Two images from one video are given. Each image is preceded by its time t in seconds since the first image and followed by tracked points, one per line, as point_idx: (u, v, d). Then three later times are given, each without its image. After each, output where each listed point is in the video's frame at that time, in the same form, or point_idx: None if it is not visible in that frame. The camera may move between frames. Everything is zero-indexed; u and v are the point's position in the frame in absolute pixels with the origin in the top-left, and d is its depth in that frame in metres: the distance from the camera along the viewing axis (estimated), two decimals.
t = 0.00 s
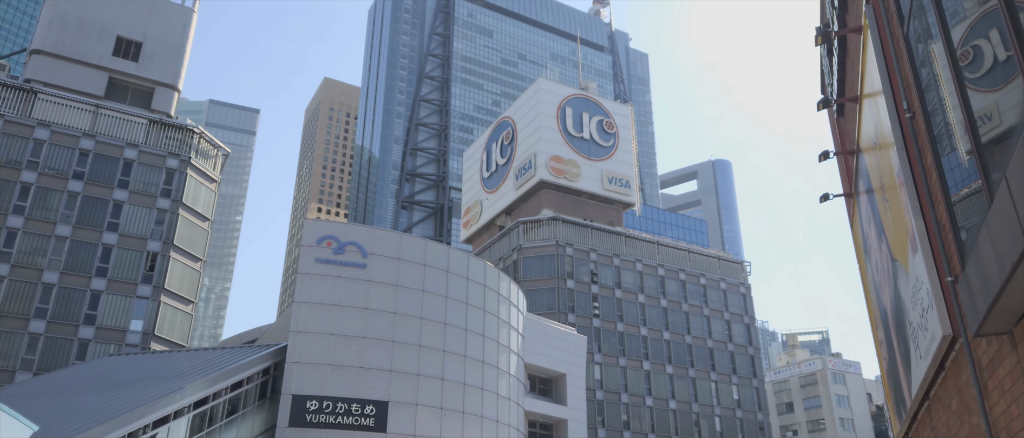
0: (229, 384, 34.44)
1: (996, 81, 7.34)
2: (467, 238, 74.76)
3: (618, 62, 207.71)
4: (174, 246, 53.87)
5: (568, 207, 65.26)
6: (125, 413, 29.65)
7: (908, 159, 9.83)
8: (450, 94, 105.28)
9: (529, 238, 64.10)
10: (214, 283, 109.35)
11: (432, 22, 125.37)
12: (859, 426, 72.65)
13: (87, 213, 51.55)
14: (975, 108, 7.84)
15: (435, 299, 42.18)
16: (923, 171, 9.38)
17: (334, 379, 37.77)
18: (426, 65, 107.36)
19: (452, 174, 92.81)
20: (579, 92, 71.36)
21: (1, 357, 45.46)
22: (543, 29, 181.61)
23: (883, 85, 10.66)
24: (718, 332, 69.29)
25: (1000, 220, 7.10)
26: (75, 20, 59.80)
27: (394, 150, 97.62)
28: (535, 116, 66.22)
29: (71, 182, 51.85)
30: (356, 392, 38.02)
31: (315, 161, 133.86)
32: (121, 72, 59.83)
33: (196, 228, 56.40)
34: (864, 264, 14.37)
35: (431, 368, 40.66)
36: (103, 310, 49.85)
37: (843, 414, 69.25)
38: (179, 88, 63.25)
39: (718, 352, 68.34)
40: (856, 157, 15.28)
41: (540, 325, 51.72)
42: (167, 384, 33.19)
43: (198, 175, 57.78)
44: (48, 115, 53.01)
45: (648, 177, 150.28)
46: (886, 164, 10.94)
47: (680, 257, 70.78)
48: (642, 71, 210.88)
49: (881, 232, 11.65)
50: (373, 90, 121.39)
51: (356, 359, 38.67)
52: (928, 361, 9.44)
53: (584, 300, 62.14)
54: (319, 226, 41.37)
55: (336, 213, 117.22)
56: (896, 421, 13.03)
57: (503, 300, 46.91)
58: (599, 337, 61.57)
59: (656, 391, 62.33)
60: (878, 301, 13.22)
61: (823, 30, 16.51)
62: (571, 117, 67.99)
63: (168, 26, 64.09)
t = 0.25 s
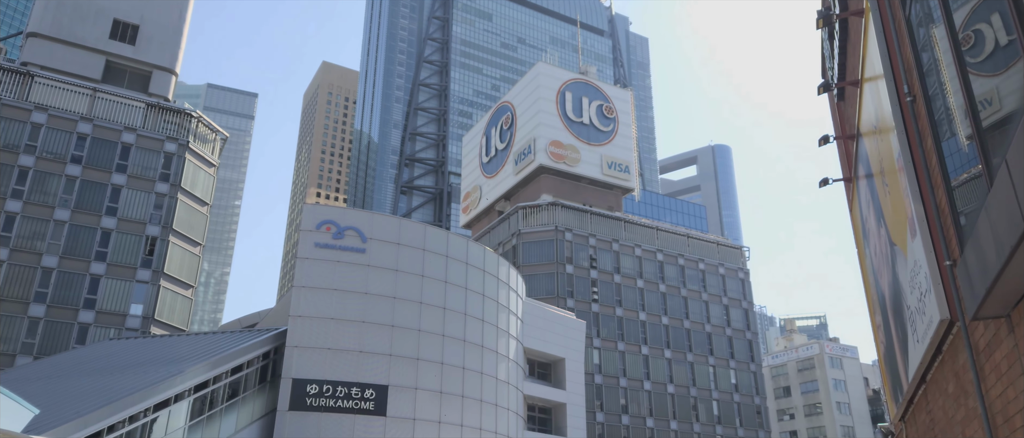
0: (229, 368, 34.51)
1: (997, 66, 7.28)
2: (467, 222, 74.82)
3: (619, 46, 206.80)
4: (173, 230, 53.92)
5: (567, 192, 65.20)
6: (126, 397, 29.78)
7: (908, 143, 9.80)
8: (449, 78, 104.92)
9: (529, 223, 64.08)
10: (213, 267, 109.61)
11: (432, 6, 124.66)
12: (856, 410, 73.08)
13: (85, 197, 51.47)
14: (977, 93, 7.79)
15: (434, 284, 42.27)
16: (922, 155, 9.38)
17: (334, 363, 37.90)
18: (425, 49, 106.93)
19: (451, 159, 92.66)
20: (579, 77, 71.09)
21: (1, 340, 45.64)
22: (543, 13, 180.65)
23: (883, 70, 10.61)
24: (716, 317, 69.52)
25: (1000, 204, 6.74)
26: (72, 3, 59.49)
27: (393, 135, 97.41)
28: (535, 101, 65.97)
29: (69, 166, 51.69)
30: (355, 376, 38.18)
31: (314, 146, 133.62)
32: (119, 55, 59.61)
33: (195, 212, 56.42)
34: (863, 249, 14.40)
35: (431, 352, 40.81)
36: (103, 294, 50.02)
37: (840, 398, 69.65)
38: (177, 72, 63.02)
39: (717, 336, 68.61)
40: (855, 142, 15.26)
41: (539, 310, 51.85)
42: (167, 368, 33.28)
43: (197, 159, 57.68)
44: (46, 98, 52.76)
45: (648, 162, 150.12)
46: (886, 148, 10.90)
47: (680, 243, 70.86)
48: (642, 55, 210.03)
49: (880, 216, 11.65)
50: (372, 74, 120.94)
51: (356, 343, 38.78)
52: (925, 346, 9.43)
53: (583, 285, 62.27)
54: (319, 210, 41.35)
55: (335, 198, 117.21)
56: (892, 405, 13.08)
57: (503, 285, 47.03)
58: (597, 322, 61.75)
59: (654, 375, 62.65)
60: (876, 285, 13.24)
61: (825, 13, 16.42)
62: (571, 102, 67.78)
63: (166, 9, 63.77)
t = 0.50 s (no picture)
0: (228, 350, 34.62)
1: (998, 49, 7.21)
2: (465, 205, 74.87)
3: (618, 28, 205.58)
4: (171, 212, 53.94)
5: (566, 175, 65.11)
6: (126, 378, 29.93)
7: (908, 125, 9.76)
8: (447, 60, 104.37)
9: (528, 206, 64.01)
10: (212, 249, 109.72)
11: None
12: (852, 393, 73.53)
13: (82, 179, 51.33)
14: (978, 76, 7.72)
15: (433, 267, 42.34)
16: (922, 137, 9.35)
17: (333, 346, 38.03)
18: (423, 31, 106.29)
19: (450, 142, 92.47)
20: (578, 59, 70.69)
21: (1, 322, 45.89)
22: None
23: (885, 52, 10.53)
24: (714, 300, 69.74)
25: (1000, 187, 6.66)
26: None
27: (391, 117, 97.09)
28: (534, 83, 65.62)
29: (66, 147, 51.44)
30: (354, 358, 38.33)
31: (312, 128, 133.18)
32: (114, 36, 59.22)
33: (193, 194, 56.39)
34: (861, 231, 14.41)
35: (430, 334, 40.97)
36: (101, 276, 50.15)
37: (836, 381, 70.12)
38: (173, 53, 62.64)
39: (714, 319, 68.87)
40: (855, 124, 15.20)
41: (538, 292, 51.98)
42: (166, 349, 33.40)
43: (194, 141, 57.50)
44: (41, 79, 52.38)
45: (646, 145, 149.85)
46: (885, 130, 10.87)
47: (678, 226, 70.91)
48: (642, 37, 208.90)
49: (879, 199, 11.64)
50: (370, 56, 120.30)
51: (355, 325, 38.89)
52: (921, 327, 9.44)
53: (581, 268, 62.39)
54: (317, 192, 41.26)
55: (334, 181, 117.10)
56: (889, 386, 13.15)
57: (501, 268, 47.12)
58: (596, 305, 61.95)
59: (651, 358, 62.98)
60: (873, 267, 13.27)
61: None
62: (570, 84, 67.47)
63: None
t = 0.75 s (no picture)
0: (227, 330, 34.74)
1: (999, 29, 7.07)
2: (463, 186, 74.86)
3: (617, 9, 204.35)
4: (168, 193, 53.87)
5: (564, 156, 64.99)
6: (127, 357, 30.05)
7: (909, 106, 9.71)
8: (445, 40, 103.77)
9: (526, 187, 63.84)
10: (210, 230, 109.79)
11: None
12: (848, 373, 74.03)
13: (79, 160, 51.19)
14: (979, 57, 7.59)
15: (431, 248, 42.39)
16: (922, 118, 9.30)
17: (332, 326, 38.16)
18: (421, 11, 105.56)
19: (448, 123, 92.14)
20: (577, 39, 70.23)
21: None
22: None
23: (886, 32, 10.42)
24: (711, 281, 69.93)
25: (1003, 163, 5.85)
26: None
27: (389, 98, 96.72)
28: (532, 63, 65.20)
29: (62, 127, 51.18)
30: (353, 338, 38.49)
31: (309, 109, 132.66)
32: (110, 15, 58.80)
33: (191, 174, 56.28)
34: (859, 212, 14.45)
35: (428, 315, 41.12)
36: (99, 256, 50.23)
37: (832, 361, 70.52)
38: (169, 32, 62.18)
39: (712, 300, 69.12)
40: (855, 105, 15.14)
41: (535, 274, 52.08)
42: (166, 330, 33.52)
43: (191, 121, 57.26)
44: (36, 58, 51.92)
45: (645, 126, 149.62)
46: (885, 111, 10.81)
47: (676, 207, 70.94)
48: (641, 18, 207.80)
49: (878, 180, 11.62)
50: (367, 36, 119.56)
51: (354, 306, 38.98)
52: (918, 308, 9.43)
53: (579, 249, 62.45)
54: (314, 173, 41.10)
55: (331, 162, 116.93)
56: (884, 366, 13.25)
57: (500, 249, 47.21)
58: (593, 286, 62.12)
59: (649, 338, 63.29)
60: (871, 248, 13.31)
61: None
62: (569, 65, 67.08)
63: None
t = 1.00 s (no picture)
0: (226, 310, 34.86)
1: (1001, 9, 6.98)
2: (461, 167, 74.80)
3: None
4: (165, 173, 53.71)
5: (562, 136, 64.93)
6: (126, 336, 30.14)
7: (908, 85, 9.64)
8: (443, 19, 102.97)
9: (524, 168, 63.69)
10: (208, 210, 109.74)
11: None
12: (844, 353, 74.43)
13: (75, 139, 50.99)
14: (980, 36, 7.50)
15: (430, 228, 42.44)
16: (922, 97, 9.25)
17: (331, 306, 38.29)
18: None
19: (446, 103, 91.73)
20: (576, 18, 69.68)
21: None
22: None
23: (886, 10, 10.30)
24: (709, 262, 70.10)
25: (999, 144, 5.86)
26: None
27: (387, 78, 96.28)
28: (531, 43, 64.74)
29: (58, 106, 50.92)
30: (352, 318, 38.65)
31: (306, 88, 131.88)
32: None
33: (188, 154, 56.10)
34: (857, 193, 14.49)
35: (426, 295, 41.25)
36: (97, 236, 50.28)
37: (828, 341, 70.90)
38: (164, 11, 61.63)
39: (709, 280, 69.32)
40: (854, 84, 15.10)
41: (533, 254, 52.15)
42: (165, 309, 33.60)
43: (187, 100, 56.92)
44: (31, 37, 51.43)
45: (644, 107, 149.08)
46: (885, 90, 10.75)
47: (674, 188, 70.93)
48: None
49: (876, 159, 11.61)
50: (365, 15, 118.61)
51: (352, 286, 39.09)
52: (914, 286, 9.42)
53: (577, 230, 62.50)
54: (312, 153, 40.96)
55: (329, 142, 116.52)
56: (879, 345, 13.32)
57: (498, 230, 47.28)
58: (591, 266, 62.26)
59: (646, 318, 63.56)
60: (868, 228, 13.35)
61: None
62: (567, 44, 66.65)
63: None
